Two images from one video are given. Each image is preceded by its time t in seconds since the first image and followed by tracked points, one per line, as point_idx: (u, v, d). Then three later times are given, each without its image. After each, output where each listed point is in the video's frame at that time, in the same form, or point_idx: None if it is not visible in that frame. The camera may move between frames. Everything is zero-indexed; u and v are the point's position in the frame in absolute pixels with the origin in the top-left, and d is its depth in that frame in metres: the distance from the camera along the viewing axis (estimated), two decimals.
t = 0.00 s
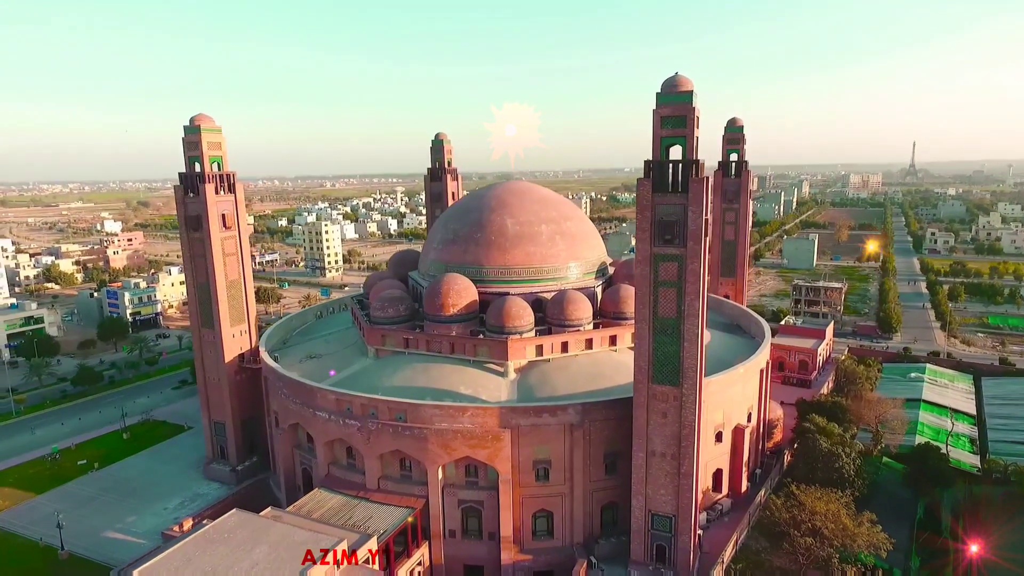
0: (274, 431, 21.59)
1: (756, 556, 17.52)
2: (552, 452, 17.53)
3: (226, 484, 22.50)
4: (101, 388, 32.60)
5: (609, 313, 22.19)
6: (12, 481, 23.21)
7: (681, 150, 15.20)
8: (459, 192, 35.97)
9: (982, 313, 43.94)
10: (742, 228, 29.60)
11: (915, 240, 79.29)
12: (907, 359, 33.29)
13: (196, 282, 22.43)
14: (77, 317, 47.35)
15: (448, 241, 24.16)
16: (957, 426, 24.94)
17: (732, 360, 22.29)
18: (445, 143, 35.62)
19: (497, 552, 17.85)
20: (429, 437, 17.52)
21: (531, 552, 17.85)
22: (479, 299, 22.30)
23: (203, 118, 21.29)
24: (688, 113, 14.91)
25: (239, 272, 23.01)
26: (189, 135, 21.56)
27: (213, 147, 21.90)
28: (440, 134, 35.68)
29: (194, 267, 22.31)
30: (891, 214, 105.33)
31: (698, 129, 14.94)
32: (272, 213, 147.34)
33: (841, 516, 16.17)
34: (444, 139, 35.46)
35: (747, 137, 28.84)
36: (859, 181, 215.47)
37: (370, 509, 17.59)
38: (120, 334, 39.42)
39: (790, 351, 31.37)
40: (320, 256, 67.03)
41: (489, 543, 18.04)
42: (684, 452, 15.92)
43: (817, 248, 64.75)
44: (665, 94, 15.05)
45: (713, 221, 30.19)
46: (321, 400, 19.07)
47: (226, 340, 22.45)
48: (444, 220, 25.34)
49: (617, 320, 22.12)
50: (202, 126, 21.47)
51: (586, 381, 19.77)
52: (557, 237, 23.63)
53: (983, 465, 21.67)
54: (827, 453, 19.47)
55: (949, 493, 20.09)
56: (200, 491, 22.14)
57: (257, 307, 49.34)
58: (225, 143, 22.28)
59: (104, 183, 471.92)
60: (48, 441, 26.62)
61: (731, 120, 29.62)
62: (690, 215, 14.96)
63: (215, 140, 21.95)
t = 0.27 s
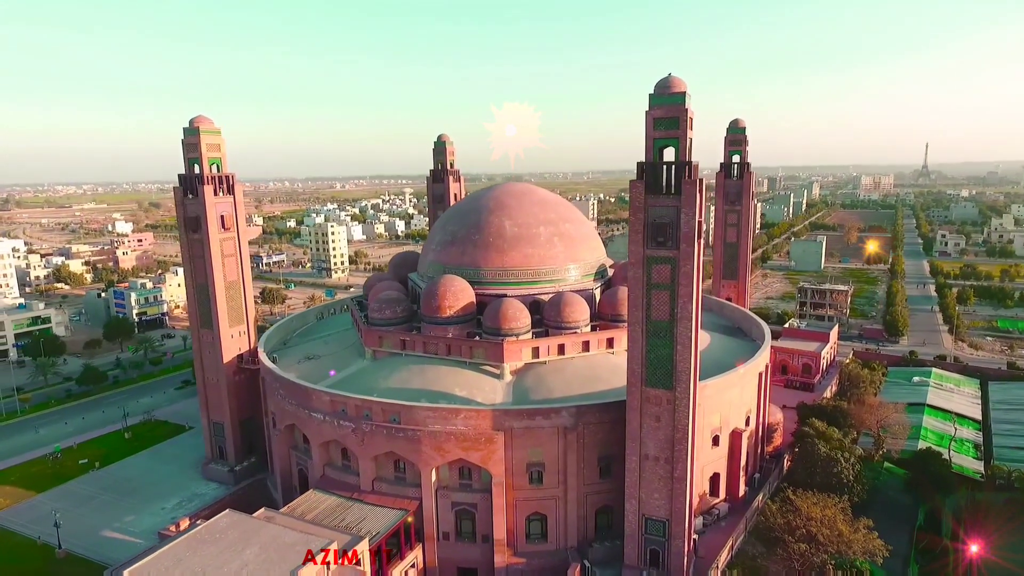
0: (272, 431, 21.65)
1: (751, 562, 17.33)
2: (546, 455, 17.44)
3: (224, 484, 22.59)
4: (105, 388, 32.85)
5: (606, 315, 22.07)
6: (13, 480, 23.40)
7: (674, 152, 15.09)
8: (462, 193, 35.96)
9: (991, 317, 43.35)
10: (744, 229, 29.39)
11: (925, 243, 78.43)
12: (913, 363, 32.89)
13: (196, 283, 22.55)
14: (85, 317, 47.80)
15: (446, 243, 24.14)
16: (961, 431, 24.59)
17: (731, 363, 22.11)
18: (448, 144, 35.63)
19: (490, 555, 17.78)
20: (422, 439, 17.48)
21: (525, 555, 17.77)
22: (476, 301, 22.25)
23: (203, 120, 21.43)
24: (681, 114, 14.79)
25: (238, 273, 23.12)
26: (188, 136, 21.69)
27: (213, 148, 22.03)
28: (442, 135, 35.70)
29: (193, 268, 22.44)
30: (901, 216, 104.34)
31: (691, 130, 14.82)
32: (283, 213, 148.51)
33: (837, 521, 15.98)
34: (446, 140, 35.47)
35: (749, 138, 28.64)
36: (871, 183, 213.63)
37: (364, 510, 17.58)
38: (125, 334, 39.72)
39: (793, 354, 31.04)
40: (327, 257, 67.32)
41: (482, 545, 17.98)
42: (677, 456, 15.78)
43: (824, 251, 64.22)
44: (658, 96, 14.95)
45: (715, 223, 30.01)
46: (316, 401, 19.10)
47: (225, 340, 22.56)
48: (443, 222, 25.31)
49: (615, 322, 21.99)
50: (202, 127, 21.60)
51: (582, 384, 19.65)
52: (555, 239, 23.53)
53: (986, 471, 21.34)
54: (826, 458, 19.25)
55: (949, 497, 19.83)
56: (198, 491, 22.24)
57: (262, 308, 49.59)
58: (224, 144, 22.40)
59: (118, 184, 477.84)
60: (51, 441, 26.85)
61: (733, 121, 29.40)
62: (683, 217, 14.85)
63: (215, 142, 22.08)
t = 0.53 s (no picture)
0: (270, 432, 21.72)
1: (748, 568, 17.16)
2: (541, 458, 17.37)
3: (224, 484, 22.69)
4: (110, 387, 33.11)
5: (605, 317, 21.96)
6: (17, 478, 23.61)
7: (668, 153, 15.01)
8: (465, 194, 35.97)
9: (1001, 320, 42.81)
10: (747, 231, 29.18)
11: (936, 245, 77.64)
12: (919, 366, 32.52)
13: (196, 283, 22.67)
14: (93, 317, 48.23)
15: (446, 244, 24.15)
16: (966, 436, 24.28)
17: (731, 365, 21.95)
18: (451, 146, 35.65)
19: (486, 557, 17.74)
20: (418, 440, 17.46)
21: (520, 558, 17.71)
22: (474, 303, 22.22)
23: (203, 121, 21.56)
24: (676, 115, 14.71)
25: (238, 273, 23.24)
26: (189, 138, 21.83)
27: (213, 149, 22.15)
28: (446, 137, 35.71)
29: (193, 269, 22.55)
30: (912, 217, 103.39)
31: (686, 131, 14.74)
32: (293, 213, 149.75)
33: (834, 527, 15.82)
34: (449, 142, 35.49)
35: (752, 139, 28.44)
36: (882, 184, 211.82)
37: (359, 512, 17.59)
38: (131, 334, 40.01)
39: (797, 357, 30.77)
40: (333, 258, 67.60)
41: (477, 548, 17.94)
42: (672, 460, 15.67)
43: (832, 252, 63.71)
44: (653, 97, 14.88)
45: (718, 225, 29.82)
46: (313, 402, 19.13)
47: (225, 341, 22.67)
48: (444, 223, 25.31)
49: (614, 324, 21.88)
50: (202, 129, 21.72)
51: (580, 386, 19.56)
52: (555, 241, 23.47)
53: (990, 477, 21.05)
54: (826, 462, 19.05)
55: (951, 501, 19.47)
56: (198, 490, 22.34)
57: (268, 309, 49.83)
58: (224, 146, 22.52)
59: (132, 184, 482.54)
60: (54, 440, 27.07)
61: (737, 122, 29.19)
62: (677, 219, 14.75)
63: (215, 143, 22.20)
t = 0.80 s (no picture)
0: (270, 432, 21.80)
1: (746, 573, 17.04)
2: (537, 460, 17.31)
3: (224, 484, 22.80)
4: (115, 387, 33.39)
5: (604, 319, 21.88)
6: (21, 477, 23.85)
7: (663, 155, 14.93)
8: (467, 196, 35.98)
9: (1011, 324, 42.24)
10: (751, 233, 28.99)
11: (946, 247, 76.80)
12: (925, 370, 32.14)
13: (197, 284, 22.79)
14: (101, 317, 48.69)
15: (446, 245, 24.16)
16: (971, 441, 23.96)
17: (731, 368, 21.81)
18: (454, 147, 35.67)
19: (481, 559, 17.70)
20: (414, 442, 17.45)
21: (516, 561, 17.66)
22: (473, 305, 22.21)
23: (204, 124, 21.71)
24: (670, 117, 14.63)
25: (239, 274, 23.35)
26: (190, 141, 22.00)
27: (214, 152, 22.29)
28: (449, 138, 35.73)
29: (194, 269, 22.67)
30: (923, 220, 102.40)
31: (680, 133, 14.66)
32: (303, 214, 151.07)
33: (832, 533, 15.66)
34: (452, 143, 35.51)
35: (755, 141, 28.23)
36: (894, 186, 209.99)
37: (355, 513, 17.60)
38: (138, 334, 40.34)
39: (802, 360, 30.54)
40: (339, 259, 67.91)
41: (473, 550, 17.91)
42: (667, 463, 15.56)
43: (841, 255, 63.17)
44: (647, 98, 14.81)
45: (721, 226, 29.63)
46: (310, 403, 19.18)
47: (225, 341, 22.79)
48: (444, 224, 25.31)
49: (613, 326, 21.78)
50: (203, 131, 21.88)
51: (577, 388, 19.48)
52: (555, 242, 23.41)
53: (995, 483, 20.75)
54: (826, 467, 18.85)
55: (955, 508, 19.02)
56: (198, 490, 22.47)
57: (273, 310, 50.13)
58: (225, 148, 22.65)
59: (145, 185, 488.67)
60: (59, 438, 27.32)
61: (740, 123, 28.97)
62: (672, 221, 14.67)
63: (215, 145, 22.33)
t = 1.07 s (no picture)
0: (268, 433, 21.89)
1: None
2: (531, 463, 17.25)
3: (224, 484, 22.94)
4: (121, 386, 33.70)
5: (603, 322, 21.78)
6: (26, 475, 24.14)
7: (657, 156, 14.83)
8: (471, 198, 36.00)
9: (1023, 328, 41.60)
10: (755, 236, 28.75)
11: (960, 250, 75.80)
12: (933, 375, 31.71)
13: (198, 285, 22.94)
14: (111, 317, 49.17)
15: (445, 247, 24.16)
16: (977, 447, 23.58)
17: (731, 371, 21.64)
18: (457, 149, 35.68)
19: (475, 562, 17.66)
20: (408, 444, 17.45)
21: (510, 564, 17.61)
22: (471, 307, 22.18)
23: (205, 126, 21.88)
24: (663, 118, 14.53)
25: (239, 276, 23.48)
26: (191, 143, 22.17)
27: (215, 154, 22.43)
28: (452, 140, 35.75)
29: (196, 271, 22.82)
30: (937, 222, 101.20)
31: (673, 134, 14.57)
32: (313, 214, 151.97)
33: (828, 539, 15.44)
34: (455, 145, 35.53)
35: (759, 142, 27.98)
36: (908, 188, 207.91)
37: (349, 514, 17.63)
38: (145, 335, 40.68)
39: (808, 364, 30.41)
40: (347, 261, 68.20)
41: (467, 552, 17.88)
42: (661, 467, 15.44)
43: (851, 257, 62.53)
44: (641, 100, 14.72)
45: (725, 228, 29.40)
46: (307, 404, 19.24)
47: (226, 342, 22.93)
48: (444, 225, 25.32)
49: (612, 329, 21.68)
50: (204, 134, 22.03)
51: (574, 391, 19.38)
52: (554, 244, 23.35)
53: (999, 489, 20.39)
54: (825, 472, 18.63)
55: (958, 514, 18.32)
56: (198, 490, 22.61)
57: (280, 310, 50.39)
58: (225, 150, 22.78)
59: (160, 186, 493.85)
60: (64, 437, 27.61)
61: (744, 124, 28.69)
62: (665, 224, 14.56)
63: (216, 148, 22.47)
